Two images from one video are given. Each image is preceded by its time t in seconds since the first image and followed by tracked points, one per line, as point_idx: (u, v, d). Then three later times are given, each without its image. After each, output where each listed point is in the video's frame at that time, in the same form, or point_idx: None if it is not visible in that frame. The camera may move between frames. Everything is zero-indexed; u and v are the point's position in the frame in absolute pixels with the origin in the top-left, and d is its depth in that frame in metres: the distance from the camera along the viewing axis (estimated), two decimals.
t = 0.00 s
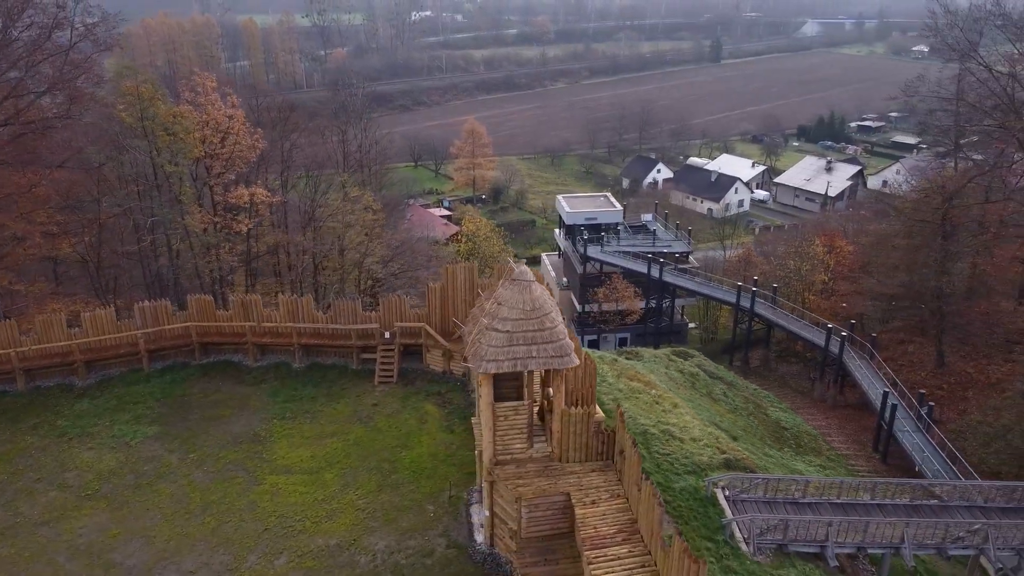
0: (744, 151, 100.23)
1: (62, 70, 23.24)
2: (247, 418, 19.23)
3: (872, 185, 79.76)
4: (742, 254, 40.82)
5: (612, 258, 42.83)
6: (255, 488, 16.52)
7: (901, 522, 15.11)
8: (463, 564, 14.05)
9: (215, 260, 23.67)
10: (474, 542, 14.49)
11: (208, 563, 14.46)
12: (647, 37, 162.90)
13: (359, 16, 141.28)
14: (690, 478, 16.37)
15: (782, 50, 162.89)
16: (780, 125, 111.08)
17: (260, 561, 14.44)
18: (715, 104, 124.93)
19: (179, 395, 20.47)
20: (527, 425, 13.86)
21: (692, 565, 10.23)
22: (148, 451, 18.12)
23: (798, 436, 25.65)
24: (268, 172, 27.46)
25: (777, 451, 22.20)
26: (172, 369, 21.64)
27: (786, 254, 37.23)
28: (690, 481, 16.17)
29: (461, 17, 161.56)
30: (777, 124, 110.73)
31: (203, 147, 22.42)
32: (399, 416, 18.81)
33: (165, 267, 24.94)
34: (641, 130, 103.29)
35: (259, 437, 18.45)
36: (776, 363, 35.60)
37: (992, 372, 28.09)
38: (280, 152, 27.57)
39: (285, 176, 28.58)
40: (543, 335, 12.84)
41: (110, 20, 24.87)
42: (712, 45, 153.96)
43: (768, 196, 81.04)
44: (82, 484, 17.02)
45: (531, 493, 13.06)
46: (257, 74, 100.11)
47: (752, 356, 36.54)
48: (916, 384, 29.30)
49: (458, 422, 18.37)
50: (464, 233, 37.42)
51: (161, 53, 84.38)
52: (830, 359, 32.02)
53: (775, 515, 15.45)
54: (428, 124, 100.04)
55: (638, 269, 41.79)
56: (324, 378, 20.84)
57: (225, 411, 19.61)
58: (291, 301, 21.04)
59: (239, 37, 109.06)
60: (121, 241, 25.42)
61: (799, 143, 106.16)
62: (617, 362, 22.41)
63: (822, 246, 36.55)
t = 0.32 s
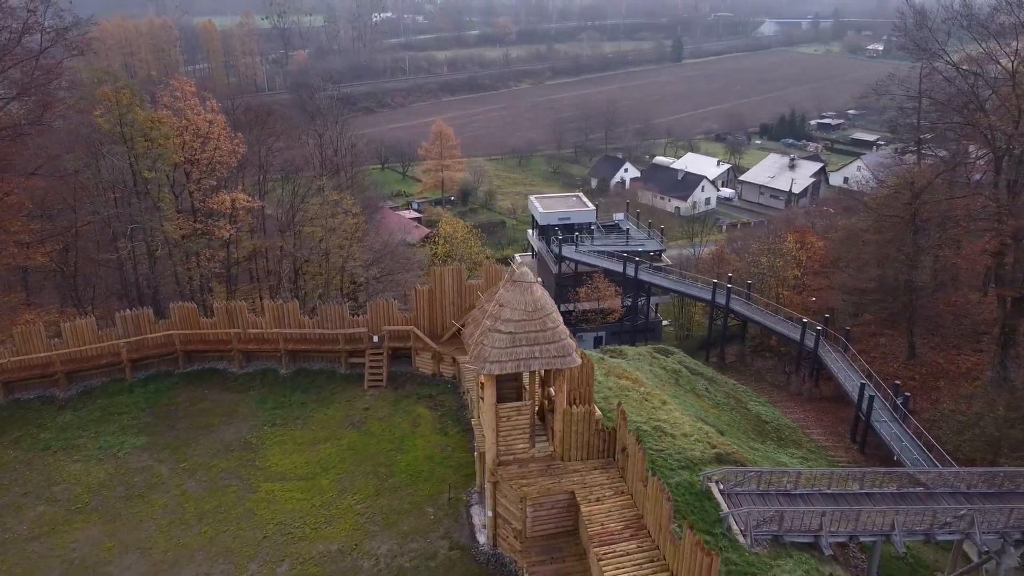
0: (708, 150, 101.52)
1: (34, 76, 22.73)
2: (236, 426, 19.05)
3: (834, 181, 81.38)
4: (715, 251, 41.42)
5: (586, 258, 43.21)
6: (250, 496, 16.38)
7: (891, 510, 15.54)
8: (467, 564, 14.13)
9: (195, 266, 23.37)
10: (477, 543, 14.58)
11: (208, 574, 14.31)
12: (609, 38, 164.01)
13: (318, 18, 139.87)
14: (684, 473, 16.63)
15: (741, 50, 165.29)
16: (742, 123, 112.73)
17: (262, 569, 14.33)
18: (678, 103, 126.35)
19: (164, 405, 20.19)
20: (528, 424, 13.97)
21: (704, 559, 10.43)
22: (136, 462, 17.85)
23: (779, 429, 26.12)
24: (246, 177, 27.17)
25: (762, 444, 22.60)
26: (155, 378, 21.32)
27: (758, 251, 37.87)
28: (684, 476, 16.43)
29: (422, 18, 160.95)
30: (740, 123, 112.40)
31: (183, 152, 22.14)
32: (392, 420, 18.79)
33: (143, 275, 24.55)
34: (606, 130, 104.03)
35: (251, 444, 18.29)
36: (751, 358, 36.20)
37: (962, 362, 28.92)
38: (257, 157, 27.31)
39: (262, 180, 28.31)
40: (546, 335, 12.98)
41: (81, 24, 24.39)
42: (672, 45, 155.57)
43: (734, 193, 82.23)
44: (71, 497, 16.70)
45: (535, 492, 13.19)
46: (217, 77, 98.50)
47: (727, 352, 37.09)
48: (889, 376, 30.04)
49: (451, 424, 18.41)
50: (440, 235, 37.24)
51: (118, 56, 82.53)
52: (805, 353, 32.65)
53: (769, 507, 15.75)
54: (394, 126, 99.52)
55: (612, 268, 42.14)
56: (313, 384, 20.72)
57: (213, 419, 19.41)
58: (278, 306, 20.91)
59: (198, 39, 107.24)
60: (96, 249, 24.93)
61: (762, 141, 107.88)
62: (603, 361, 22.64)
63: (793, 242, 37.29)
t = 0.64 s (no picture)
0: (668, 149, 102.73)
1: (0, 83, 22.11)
2: (224, 436, 18.82)
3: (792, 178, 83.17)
4: (685, 249, 42.02)
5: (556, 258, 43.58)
6: (246, 506, 16.22)
7: (879, 497, 15.99)
8: (471, 566, 14.21)
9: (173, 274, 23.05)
10: (479, 544, 14.67)
11: None
12: (566, 39, 164.86)
13: (273, 20, 138.02)
14: (677, 468, 16.89)
15: (695, 49, 167.53)
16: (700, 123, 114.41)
17: None
18: (637, 103, 127.64)
19: (148, 416, 19.85)
20: (530, 425, 14.08)
21: (717, 551, 10.67)
22: (124, 476, 17.52)
23: (757, 423, 26.63)
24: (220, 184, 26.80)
25: (744, 438, 23.03)
26: (137, 390, 20.94)
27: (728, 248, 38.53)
28: (678, 471, 16.69)
29: (378, 20, 159.87)
30: (698, 122, 114.06)
31: (159, 159, 21.80)
32: (383, 425, 18.76)
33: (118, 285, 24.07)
34: (568, 131, 104.64)
35: (241, 453, 18.12)
36: (724, 353, 36.80)
37: (928, 351, 29.84)
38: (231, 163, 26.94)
39: (236, 187, 27.95)
40: (548, 336, 13.13)
41: (46, 29, 23.78)
42: (629, 45, 157.03)
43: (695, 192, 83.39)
44: (58, 513, 16.34)
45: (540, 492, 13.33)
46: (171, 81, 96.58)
47: (700, 348, 37.66)
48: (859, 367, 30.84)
49: (444, 428, 18.45)
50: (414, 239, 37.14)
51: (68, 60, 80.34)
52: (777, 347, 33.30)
53: (762, 498, 16.09)
54: (355, 129, 98.74)
55: (584, 268, 42.40)
56: (299, 391, 20.57)
57: (200, 429, 19.14)
58: (262, 313, 20.72)
59: (150, 42, 104.95)
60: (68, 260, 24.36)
61: (720, 139, 109.56)
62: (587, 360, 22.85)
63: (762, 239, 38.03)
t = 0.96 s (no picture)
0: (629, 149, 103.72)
1: None
2: (214, 446, 18.56)
3: (751, 176, 85.06)
4: (656, 248, 42.51)
5: (528, 259, 43.83)
6: (242, 516, 16.06)
7: (867, 486, 16.46)
8: (477, 568, 14.30)
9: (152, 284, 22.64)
10: (483, 545, 14.74)
11: None
12: (523, 40, 165.32)
13: (225, 24, 135.84)
14: (671, 464, 17.16)
15: (651, 50, 169.35)
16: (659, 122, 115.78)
17: None
18: (596, 104, 128.62)
19: (133, 429, 19.48)
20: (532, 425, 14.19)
21: (729, 543, 10.92)
22: (112, 490, 17.18)
23: (737, 417, 27.09)
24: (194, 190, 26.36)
25: (727, 432, 23.42)
26: (119, 402, 20.52)
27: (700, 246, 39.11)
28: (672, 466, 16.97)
29: (333, 22, 158.36)
30: (657, 122, 115.38)
31: (136, 167, 21.35)
32: (376, 430, 18.71)
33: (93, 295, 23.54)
34: (529, 132, 104.99)
35: (233, 463, 17.90)
36: (697, 349, 37.32)
37: (897, 343, 30.69)
38: (205, 169, 26.53)
39: (210, 194, 27.53)
40: (551, 337, 13.25)
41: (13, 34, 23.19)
42: (586, 46, 158.11)
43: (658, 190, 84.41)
44: (47, 531, 15.95)
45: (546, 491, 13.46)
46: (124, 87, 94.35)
47: (674, 345, 38.14)
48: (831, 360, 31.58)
49: (437, 431, 18.47)
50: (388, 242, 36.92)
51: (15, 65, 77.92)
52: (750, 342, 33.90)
53: (755, 491, 16.42)
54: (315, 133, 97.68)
55: (557, 268, 42.61)
56: (288, 398, 20.39)
57: (188, 440, 18.87)
58: (246, 321, 20.47)
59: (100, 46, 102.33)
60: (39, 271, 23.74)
61: (680, 138, 110.97)
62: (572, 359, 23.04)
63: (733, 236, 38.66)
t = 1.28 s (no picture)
0: (595, 149, 104.42)
1: None
2: (205, 456, 18.34)
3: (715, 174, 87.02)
4: (631, 247, 42.90)
5: (503, 260, 43.92)
6: (240, 526, 15.91)
7: (857, 476, 16.88)
8: (482, 570, 14.34)
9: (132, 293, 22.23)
10: (487, 547, 14.82)
11: None
12: (485, 41, 165.29)
13: (182, 26, 133.46)
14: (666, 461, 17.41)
15: (612, 50, 170.54)
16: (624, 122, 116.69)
17: None
18: (561, 104, 129.19)
19: (119, 441, 19.14)
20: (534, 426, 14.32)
21: (740, 536, 11.15)
22: (104, 504, 16.87)
23: (719, 413, 27.45)
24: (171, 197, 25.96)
25: (712, 428, 23.74)
26: (103, 414, 20.13)
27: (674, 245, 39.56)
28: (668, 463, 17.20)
29: (292, 24, 156.54)
30: (622, 122, 116.31)
31: (116, 174, 20.98)
32: (370, 435, 18.64)
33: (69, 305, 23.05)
34: (495, 133, 105.09)
35: (226, 473, 17.70)
36: (674, 347, 37.74)
37: (870, 336, 31.42)
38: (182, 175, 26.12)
39: (186, 201, 27.11)
40: (554, 338, 13.37)
41: None
42: (548, 47, 158.61)
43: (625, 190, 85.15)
44: (38, 548, 15.60)
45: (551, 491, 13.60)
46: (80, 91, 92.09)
47: (650, 343, 38.52)
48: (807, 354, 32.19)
49: (432, 435, 18.46)
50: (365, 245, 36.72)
51: None
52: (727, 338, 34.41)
53: (749, 484, 16.72)
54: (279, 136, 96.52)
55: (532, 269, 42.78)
56: (277, 405, 20.21)
57: (178, 451, 18.61)
58: (233, 329, 20.25)
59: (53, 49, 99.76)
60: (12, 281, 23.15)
61: (644, 137, 112.02)
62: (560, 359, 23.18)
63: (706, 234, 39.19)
